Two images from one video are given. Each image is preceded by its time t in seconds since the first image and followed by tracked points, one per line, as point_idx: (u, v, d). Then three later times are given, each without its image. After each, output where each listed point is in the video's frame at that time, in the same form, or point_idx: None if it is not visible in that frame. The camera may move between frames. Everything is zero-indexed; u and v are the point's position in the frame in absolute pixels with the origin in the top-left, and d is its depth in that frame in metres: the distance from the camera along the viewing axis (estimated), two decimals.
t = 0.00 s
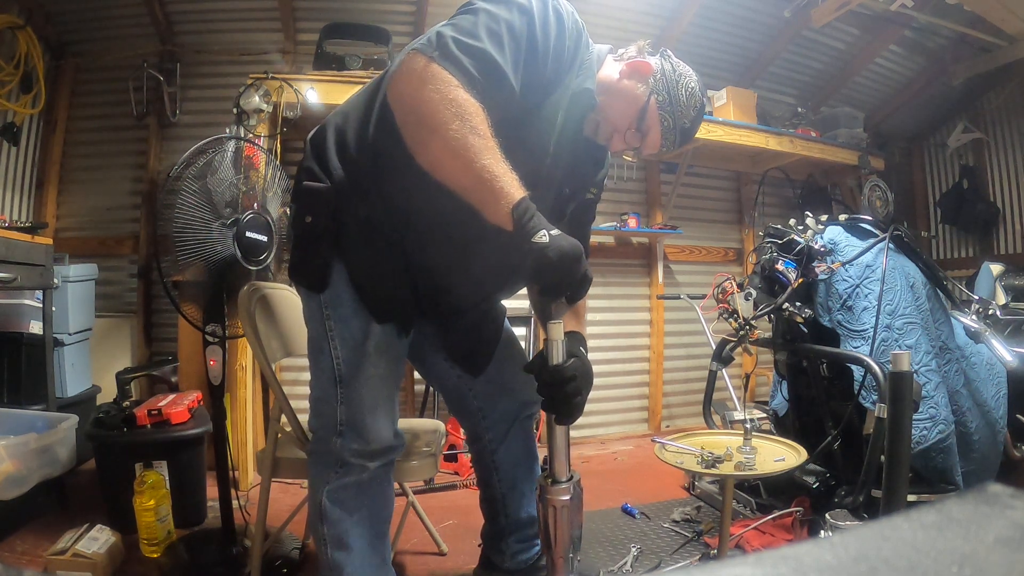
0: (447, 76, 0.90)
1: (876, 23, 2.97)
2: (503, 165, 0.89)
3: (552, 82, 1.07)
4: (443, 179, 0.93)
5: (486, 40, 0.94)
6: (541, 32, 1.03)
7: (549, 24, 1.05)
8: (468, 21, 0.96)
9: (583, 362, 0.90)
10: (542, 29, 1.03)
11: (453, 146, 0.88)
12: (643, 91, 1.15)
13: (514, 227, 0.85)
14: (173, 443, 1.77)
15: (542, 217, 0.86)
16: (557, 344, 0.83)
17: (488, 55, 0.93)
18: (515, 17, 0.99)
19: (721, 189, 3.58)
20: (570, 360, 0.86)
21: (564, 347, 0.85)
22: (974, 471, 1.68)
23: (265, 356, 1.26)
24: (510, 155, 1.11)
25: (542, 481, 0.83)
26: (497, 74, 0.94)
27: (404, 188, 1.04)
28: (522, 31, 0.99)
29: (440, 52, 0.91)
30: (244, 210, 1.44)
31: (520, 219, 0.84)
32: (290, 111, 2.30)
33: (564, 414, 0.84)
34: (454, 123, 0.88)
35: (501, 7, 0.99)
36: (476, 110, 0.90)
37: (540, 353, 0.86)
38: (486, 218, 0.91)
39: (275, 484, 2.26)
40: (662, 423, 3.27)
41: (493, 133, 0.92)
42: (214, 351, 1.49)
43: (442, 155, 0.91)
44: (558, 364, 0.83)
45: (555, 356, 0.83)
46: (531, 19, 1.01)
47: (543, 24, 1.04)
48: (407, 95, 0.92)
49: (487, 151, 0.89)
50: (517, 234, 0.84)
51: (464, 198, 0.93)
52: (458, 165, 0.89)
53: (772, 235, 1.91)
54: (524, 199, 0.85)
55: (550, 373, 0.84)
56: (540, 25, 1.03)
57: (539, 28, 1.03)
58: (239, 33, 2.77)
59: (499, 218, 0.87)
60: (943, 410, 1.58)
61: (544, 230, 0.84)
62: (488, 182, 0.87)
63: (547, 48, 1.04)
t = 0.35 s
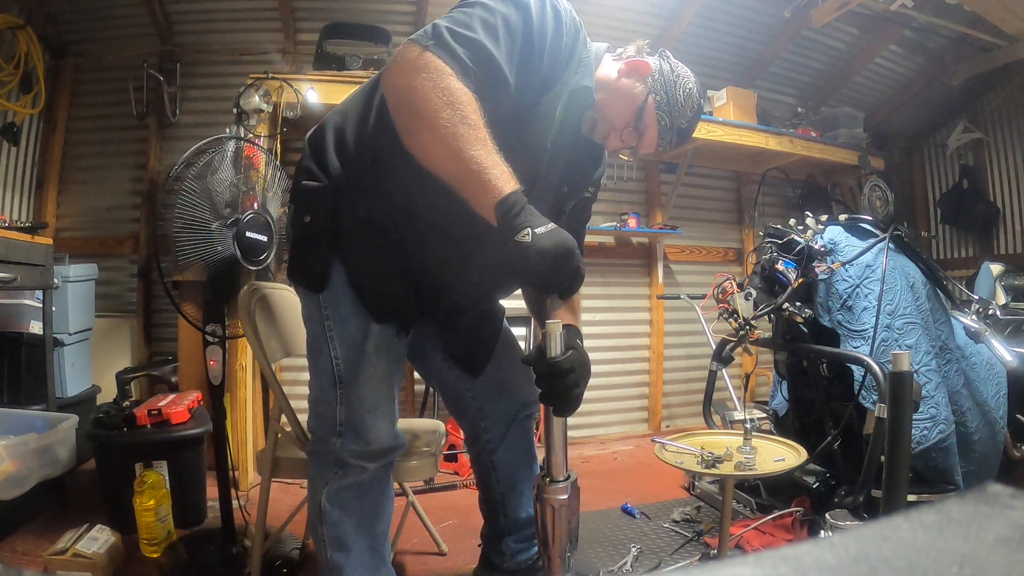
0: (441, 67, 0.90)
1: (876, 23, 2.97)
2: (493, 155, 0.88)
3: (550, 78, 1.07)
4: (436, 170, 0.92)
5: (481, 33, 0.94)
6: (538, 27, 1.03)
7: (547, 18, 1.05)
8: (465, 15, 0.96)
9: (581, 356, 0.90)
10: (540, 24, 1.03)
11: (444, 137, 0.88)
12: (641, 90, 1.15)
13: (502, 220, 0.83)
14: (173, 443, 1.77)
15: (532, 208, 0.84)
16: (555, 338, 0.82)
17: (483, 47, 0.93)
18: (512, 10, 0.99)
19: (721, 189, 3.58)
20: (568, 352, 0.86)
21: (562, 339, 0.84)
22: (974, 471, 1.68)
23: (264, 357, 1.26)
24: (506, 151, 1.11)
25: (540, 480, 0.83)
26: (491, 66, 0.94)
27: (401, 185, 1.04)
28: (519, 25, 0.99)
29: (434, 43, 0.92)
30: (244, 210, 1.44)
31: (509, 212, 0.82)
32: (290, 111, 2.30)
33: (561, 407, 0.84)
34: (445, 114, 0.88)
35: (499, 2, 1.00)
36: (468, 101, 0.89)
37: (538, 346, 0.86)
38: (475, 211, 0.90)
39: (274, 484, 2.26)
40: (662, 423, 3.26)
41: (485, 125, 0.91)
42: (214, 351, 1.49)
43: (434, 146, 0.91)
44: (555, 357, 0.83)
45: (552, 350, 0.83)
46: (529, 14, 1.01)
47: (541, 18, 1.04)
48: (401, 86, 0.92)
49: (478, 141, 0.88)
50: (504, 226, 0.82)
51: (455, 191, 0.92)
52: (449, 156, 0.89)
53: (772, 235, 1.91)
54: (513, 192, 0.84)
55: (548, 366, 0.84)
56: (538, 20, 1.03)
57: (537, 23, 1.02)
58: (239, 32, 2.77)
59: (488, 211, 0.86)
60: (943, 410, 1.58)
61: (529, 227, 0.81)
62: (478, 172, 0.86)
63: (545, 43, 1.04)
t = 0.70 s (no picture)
0: (446, 77, 0.90)
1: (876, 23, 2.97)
2: (498, 168, 0.89)
3: (551, 84, 1.07)
4: (439, 180, 0.92)
5: (486, 42, 0.94)
6: (542, 35, 1.03)
7: (550, 26, 1.05)
8: (471, 23, 0.96)
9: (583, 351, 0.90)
10: (544, 32, 1.03)
11: (449, 148, 0.88)
12: (640, 97, 1.16)
13: (504, 233, 0.84)
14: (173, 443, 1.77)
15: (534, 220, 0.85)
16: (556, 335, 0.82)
17: (488, 56, 0.93)
18: (515, 18, 0.99)
19: (721, 189, 3.58)
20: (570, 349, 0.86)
21: (563, 337, 0.84)
22: (974, 471, 1.68)
23: (264, 356, 1.26)
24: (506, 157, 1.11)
25: (541, 479, 0.83)
26: (496, 77, 0.94)
27: (402, 189, 1.04)
28: (523, 34, 0.99)
29: (441, 52, 0.91)
30: (244, 210, 1.44)
31: (511, 225, 0.83)
32: (290, 111, 2.29)
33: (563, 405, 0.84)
34: (450, 125, 0.88)
35: (504, 10, 0.99)
36: (473, 112, 0.89)
37: (539, 342, 0.85)
38: (477, 221, 0.90)
39: (274, 484, 2.26)
40: (662, 423, 3.26)
41: (489, 136, 0.91)
42: (214, 351, 1.49)
43: (438, 156, 0.91)
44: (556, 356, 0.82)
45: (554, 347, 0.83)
46: (533, 22, 1.01)
47: (544, 25, 1.04)
48: (407, 95, 0.91)
49: (482, 153, 0.88)
50: (506, 239, 0.83)
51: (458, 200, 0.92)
52: (453, 167, 0.89)
53: (772, 235, 1.91)
54: (515, 205, 0.84)
55: (550, 363, 0.84)
56: (542, 27, 1.03)
57: (541, 31, 1.02)
58: (239, 32, 2.77)
59: (490, 223, 0.86)
60: (943, 410, 1.58)
61: (530, 240, 0.81)
62: (482, 185, 0.87)
63: (548, 51, 1.04)
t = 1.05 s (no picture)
0: (455, 68, 0.90)
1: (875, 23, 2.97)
2: (507, 156, 0.88)
3: (556, 82, 1.08)
4: (445, 170, 0.92)
5: (494, 36, 0.94)
6: (548, 32, 1.03)
7: (555, 24, 1.05)
8: (478, 18, 0.97)
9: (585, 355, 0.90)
10: (550, 29, 1.04)
11: (457, 138, 0.88)
12: (643, 98, 1.16)
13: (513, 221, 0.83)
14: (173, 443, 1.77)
15: (544, 208, 0.83)
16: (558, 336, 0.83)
17: (496, 50, 0.93)
18: (522, 15, 1.00)
19: (721, 189, 3.58)
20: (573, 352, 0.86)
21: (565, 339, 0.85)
22: (974, 471, 1.68)
23: (265, 356, 1.26)
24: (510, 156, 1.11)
25: (541, 482, 0.83)
26: (503, 70, 0.94)
27: (406, 188, 1.04)
28: (529, 30, 1.00)
29: (449, 45, 0.92)
30: (244, 210, 1.44)
31: (521, 213, 0.82)
32: (290, 111, 2.29)
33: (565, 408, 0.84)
34: (459, 115, 0.88)
35: (511, 7, 1.00)
36: (481, 103, 0.89)
37: (541, 344, 0.86)
38: (484, 212, 0.90)
39: (275, 484, 2.26)
40: (662, 423, 3.26)
41: (497, 127, 0.91)
42: (215, 351, 1.49)
43: (445, 146, 0.90)
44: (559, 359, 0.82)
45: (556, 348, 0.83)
46: (539, 19, 1.02)
47: (549, 23, 1.04)
48: (414, 87, 0.92)
49: (491, 142, 0.88)
50: (515, 226, 0.82)
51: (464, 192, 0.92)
52: (461, 157, 0.88)
53: (772, 235, 1.91)
54: (523, 194, 0.84)
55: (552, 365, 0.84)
56: (548, 25, 1.03)
57: (547, 29, 1.03)
58: (239, 32, 2.77)
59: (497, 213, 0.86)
60: (943, 409, 1.58)
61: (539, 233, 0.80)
62: (490, 174, 0.86)
63: (553, 48, 1.04)
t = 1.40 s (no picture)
0: (452, 59, 0.90)
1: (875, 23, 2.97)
2: (504, 148, 0.88)
3: (553, 79, 1.08)
4: (442, 161, 0.92)
5: (491, 30, 0.95)
6: (546, 28, 1.03)
7: (552, 20, 1.05)
8: (476, 13, 0.97)
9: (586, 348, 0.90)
10: (548, 26, 1.04)
11: (453, 129, 0.88)
12: (644, 97, 1.16)
13: (510, 211, 0.82)
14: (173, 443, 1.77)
15: (540, 201, 0.83)
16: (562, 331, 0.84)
17: (493, 43, 0.94)
18: (520, 11, 1.00)
19: (721, 189, 3.58)
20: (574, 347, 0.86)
21: (568, 334, 0.86)
22: (973, 471, 1.68)
23: (265, 356, 1.26)
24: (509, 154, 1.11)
25: (542, 478, 0.83)
26: (500, 63, 0.94)
27: (404, 186, 1.04)
28: (526, 25, 1.00)
29: (445, 36, 0.92)
30: (244, 210, 1.43)
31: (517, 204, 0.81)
32: (290, 111, 2.29)
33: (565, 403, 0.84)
34: (456, 105, 0.88)
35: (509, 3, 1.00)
36: (478, 94, 0.89)
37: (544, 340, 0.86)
38: (481, 202, 0.89)
39: (274, 484, 2.26)
40: (662, 423, 3.26)
41: (494, 119, 0.91)
42: (214, 351, 1.49)
43: (442, 137, 0.90)
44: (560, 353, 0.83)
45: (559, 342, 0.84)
46: (537, 15, 1.02)
47: (546, 20, 1.05)
48: (411, 79, 0.92)
49: (487, 133, 0.88)
50: (511, 216, 0.81)
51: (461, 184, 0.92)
52: (458, 147, 0.88)
53: (772, 234, 1.91)
54: (520, 185, 0.83)
55: (554, 360, 0.84)
56: (545, 21, 1.04)
57: (545, 25, 1.03)
58: (239, 32, 2.76)
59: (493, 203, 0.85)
60: (943, 409, 1.58)
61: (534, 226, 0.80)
62: (487, 165, 0.86)
63: (551, 44, 1.04)
